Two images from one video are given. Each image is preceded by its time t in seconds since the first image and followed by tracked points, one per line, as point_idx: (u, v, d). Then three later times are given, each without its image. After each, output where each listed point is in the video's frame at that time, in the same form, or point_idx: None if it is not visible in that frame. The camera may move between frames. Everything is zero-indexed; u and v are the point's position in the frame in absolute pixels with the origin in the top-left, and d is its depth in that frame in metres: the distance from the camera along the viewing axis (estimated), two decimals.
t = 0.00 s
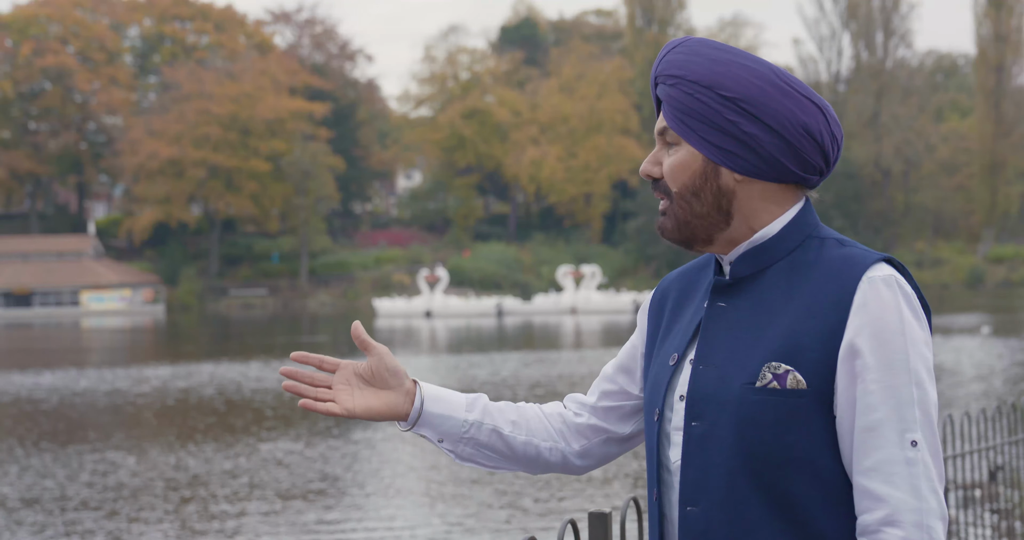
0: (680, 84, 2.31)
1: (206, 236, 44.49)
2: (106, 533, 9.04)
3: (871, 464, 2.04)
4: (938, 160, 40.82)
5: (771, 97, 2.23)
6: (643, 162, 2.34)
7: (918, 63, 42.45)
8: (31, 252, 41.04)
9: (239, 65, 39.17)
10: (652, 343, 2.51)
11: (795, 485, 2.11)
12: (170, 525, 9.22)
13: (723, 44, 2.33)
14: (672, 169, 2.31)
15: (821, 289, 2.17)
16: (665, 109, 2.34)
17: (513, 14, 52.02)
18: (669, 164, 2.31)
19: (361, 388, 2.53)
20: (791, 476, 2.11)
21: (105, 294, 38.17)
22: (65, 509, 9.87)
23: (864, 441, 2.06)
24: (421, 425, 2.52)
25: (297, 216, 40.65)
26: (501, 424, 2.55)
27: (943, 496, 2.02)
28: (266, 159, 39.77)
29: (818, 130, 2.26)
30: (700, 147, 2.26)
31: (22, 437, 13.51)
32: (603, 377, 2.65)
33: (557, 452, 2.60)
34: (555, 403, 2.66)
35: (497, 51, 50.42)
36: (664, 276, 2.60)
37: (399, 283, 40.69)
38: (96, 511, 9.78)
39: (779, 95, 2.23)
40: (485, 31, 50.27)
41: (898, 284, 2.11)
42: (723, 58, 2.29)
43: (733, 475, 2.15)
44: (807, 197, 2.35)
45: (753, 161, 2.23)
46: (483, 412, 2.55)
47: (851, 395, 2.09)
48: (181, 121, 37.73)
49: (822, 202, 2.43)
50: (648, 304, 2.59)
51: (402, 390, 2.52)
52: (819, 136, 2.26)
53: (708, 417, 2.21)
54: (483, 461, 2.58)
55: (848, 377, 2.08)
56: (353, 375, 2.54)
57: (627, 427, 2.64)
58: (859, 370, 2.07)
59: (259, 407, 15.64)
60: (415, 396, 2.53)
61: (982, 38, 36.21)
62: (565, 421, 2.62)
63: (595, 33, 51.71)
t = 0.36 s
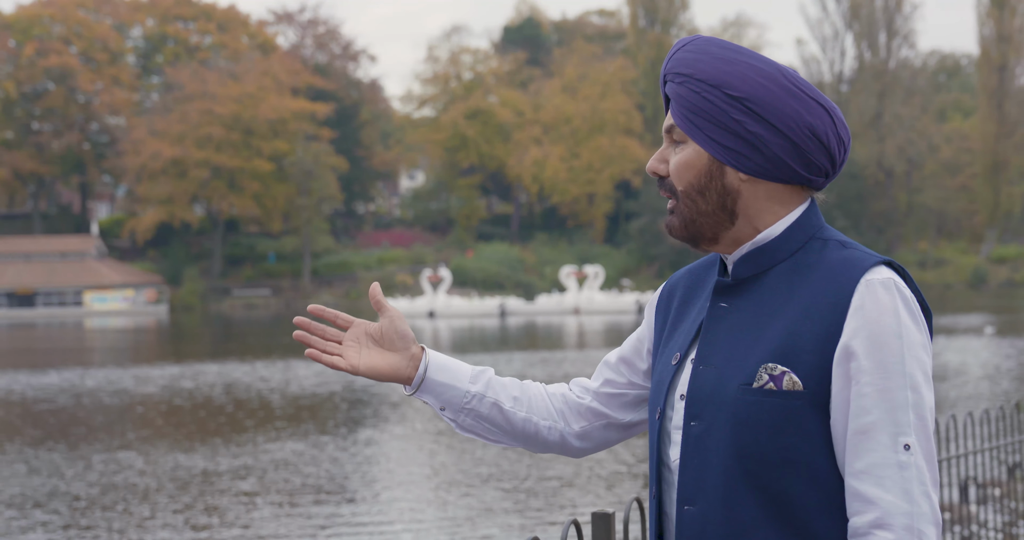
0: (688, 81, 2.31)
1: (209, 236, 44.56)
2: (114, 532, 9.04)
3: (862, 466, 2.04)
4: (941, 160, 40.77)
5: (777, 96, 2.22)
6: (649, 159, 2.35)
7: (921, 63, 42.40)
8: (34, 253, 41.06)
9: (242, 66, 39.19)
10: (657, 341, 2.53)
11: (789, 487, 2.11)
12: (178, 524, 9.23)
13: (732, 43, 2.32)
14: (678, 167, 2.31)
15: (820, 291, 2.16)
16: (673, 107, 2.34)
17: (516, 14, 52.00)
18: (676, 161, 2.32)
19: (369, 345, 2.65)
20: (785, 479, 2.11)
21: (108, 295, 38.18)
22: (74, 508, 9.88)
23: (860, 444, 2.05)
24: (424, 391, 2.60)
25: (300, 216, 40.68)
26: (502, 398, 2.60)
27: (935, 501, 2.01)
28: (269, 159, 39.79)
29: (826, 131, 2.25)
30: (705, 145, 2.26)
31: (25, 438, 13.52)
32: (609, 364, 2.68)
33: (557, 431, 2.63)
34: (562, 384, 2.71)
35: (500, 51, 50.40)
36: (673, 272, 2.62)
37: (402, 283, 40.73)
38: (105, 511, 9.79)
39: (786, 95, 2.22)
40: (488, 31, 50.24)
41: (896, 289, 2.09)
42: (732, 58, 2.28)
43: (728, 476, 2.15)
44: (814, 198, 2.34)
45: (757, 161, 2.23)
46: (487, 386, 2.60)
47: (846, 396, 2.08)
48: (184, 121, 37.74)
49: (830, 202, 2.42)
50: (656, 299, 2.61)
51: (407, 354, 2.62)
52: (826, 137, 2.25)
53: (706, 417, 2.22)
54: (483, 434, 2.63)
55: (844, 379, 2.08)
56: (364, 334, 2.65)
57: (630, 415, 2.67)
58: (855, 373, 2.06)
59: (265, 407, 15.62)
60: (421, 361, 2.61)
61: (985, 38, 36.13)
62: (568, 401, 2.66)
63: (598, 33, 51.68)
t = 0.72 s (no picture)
0: (690, 81, 2.31)
1: (213, 236, 44.66)
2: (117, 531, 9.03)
3: (855, 464, 2.03)
4: (945, 160, 40.70)
5: (779, 97, 2.22)
6: (650, 158, 2.34)
7: (926, 63, 42.35)
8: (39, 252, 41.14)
9: (247, 66, 39.23)
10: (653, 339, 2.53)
11: (782, 483, 2.10)
12: (181, 523, 9.22)
13: (735, 44, 2.32)
14: (680, 165, 2.31)
15: (813, 289, 2.16)
16: (676, 106, 2.34)
17: (520, 14, 52.01)
18: (678, 159, 2.31)
19: (377, 322, 2.66)
20: (776, 473, 2.10)
21: (112, 295, 38.18)
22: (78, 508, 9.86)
23: (853, 442, 2.04)
24: (425, 370, 2.59)
25: (305, 216, 40.73)
26: (501, 385, 2.59)
27: (925, 499, 2.01)
28: (273, 159, 39.83)
29: (825, 134, 2.24)
30: (707, 144, 2.26)
31: (28, 437, 13.54)
32: (602, 362, 2.66)
33: (552, 422, 2.60)
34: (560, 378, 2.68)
35: (504, 51, 50.38)
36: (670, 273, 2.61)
37: (406, 283, 40.74)
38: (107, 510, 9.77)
39: (788, 95, 2.22)
40: (492, 31, 50.25)
41: (893, 288, 2.09)
42: (734, 59, 2.28)
43: (719, 471, 2.14)
44: (811, 200, 2.34)
45: (757, 163, 2.22)
46: (487, 370, 2.59)
47: (839, 394, 2.07)
48: (189, 121, 37.76)
49: (827, 204, 2.42)
50: (655, 300, 2.60)
51: (411, 332, 2.62)
52: (826, 139, 2.25)
53: (699, 411, 2.21)
54: (480, 421, 2.63)
55: (838, 377, 2.07)
56: (373, 312, 2.67)
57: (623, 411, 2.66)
58: (847, 371, 2.05)
59: (270, 406, 15.62)
60: (425, 340, 2.61)
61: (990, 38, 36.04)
62: (565, 393, 2.63)
63: (602, 33, 51.66)
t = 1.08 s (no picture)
0: (686, 80, 2.30)
1: (216, 236, 44.77)
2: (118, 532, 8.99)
3: (835, 466, 2.03)
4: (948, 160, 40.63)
5: (773, 99, 2.21)
6: (642, 157, 2.33)
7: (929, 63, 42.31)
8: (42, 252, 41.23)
9: (250, 66, 39.25)
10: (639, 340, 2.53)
11: (762, 482, 2.09)
12: (182, 524, 9.18)
13: (731, 46, 2.31)
14: (671, 165, 2.30)
15: (799, 291, 2.15)
16: (668, 106, 2.34)
17: (524, 14, 52.00)
18: (668, 160, 2.31)
19: (366, 319, 2.67)
20: (755, 472, 2.10)
21: (116, 295, 38.25)
22: (80, 508, 9.83)
23: (834, 444, 2.04)
24: (412, 369, 2.60)
25: (308, 216, 40.76)
26: (487, 385, 2.59)
27: (905, 502, 2.01)
28: (277, 159, 39.88)
29: (817, 137, 2.24)
30: (699, 144, 2.25)
31: (30, 436, 13.54)
32: (588, 362, 2.66)
33: (536, 423, 2.61)
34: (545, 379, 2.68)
35: (508, 51, 50.38)
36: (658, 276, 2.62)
37: (410, 283, 40.77)
38: (107, 511, 9.72)
39: (781, 98, 2.22)
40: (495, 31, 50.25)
41: (877, 291, 2.09)
42: (730, 60, 2.27)
43: (699, 470, 2.14)
44: (800, 204, 2.34)
45: (749, 163, 2.22)
46: (475, 371, 2.60)
47: (821, 396, 2.07)
48: (192, 121, 37.80)
49: (816, 209, 2.42)
50: (642, 301, 2.60)
51: (400, 330, 2.63)
52: (818, 143, 2.24)
53: (681, 410, 2.20)
54: (465, 419, 2.63)
55: (821, 378, 2.06)
56: (363, 309, 2.67)
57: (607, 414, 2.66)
58: (831, 372, 2.05)
59: (272, 406, 15.60)
60: (414, 339, 2.62)
61: (994, 38, 35.72)
62: (550, 393, 2.63)
63: (605, 33, 51.64)
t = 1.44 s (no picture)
0: (674, 83, 2.30)
1: (220, 236, 44.88)
2: (124, 531, 8.96)
3: (824, 466, 2.03)
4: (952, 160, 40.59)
5: (764, 103, 2.22)
6: (627, 159, 2.33)
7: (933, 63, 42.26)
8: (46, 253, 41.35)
9: (254, 66, 39.31)
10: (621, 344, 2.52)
11: (749, 484, 2.09)
12: (187, 523, 9.15)
13: (718, 49, 2.32)
14: (658, 167, 2.30)
15: (787, 293, 2.16)
16: (654, 107, 2.33)
17: (527, 14, 51.98)
18: (655, 162, 2.30)
19: (339, 325, 2.63)
20: (745, 474, 2.09)
21: (120, 294, 38.32)
22: (84, 508, 9.81)
23: (822, 444, 2.04)
24: (387, 375, 2.57)
25: (311, 216, 40.80)
26: (463, 390, 2.58)
27: (892, 503, 2.02)
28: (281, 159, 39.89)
29: (804, 141, 2.26)
30: (688, 147, 2.25)
31: (32, 437, 13.56)
32: (566, 366, 2.66)
33: (513, 427, 2.60)
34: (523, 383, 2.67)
35: (511, 51, 50.35)
36: (638, 279, 2.62)
37: (413, 283, 40.79)
38: (112, 510, 9.70)
39: (772, 103, 2.23)
40: (499, 31, 50.23)
41: (865, 294, 2.10)
42: (721, 62, 2.27)
43: (687, 472, 2.13)
44: (784, 207, 2.36)
45: (739, 166, 2.23)
46: (450, 376, 2.59)
47: (811, 397, 2.08)
48: (196, 121, 37.85)
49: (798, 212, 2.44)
50: (622, 303, 2.60)
51: (375, 336, 2.60)
52: (804, 147, 2.26)
53: (667, 412, 2.20)
54: (444, 423, 2.61)
55: (810, 379, 2.07)
56: (336, 314, 2.64)
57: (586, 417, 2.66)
58: (820, 374, 2.06)
59: (273, 406, 15.58)
60: (388, 345, 2.59)
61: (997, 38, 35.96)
62: (527, 398, 2.62)
63: (609, 33, 51.60)
